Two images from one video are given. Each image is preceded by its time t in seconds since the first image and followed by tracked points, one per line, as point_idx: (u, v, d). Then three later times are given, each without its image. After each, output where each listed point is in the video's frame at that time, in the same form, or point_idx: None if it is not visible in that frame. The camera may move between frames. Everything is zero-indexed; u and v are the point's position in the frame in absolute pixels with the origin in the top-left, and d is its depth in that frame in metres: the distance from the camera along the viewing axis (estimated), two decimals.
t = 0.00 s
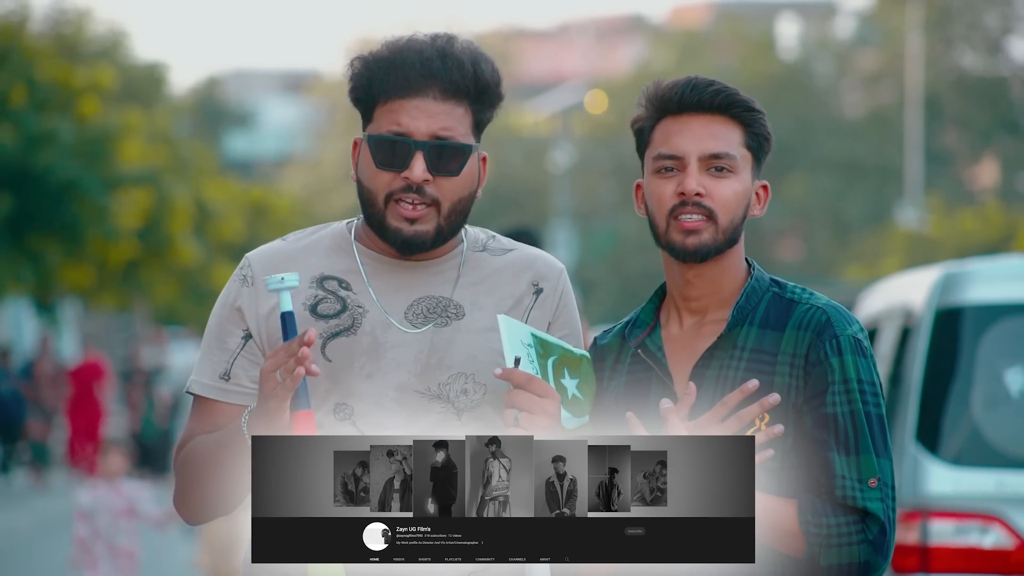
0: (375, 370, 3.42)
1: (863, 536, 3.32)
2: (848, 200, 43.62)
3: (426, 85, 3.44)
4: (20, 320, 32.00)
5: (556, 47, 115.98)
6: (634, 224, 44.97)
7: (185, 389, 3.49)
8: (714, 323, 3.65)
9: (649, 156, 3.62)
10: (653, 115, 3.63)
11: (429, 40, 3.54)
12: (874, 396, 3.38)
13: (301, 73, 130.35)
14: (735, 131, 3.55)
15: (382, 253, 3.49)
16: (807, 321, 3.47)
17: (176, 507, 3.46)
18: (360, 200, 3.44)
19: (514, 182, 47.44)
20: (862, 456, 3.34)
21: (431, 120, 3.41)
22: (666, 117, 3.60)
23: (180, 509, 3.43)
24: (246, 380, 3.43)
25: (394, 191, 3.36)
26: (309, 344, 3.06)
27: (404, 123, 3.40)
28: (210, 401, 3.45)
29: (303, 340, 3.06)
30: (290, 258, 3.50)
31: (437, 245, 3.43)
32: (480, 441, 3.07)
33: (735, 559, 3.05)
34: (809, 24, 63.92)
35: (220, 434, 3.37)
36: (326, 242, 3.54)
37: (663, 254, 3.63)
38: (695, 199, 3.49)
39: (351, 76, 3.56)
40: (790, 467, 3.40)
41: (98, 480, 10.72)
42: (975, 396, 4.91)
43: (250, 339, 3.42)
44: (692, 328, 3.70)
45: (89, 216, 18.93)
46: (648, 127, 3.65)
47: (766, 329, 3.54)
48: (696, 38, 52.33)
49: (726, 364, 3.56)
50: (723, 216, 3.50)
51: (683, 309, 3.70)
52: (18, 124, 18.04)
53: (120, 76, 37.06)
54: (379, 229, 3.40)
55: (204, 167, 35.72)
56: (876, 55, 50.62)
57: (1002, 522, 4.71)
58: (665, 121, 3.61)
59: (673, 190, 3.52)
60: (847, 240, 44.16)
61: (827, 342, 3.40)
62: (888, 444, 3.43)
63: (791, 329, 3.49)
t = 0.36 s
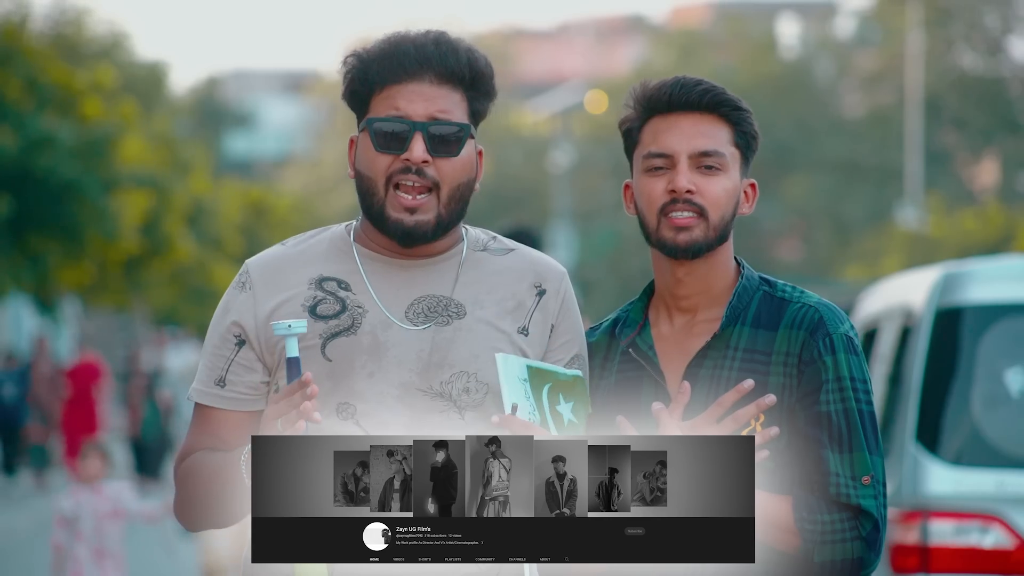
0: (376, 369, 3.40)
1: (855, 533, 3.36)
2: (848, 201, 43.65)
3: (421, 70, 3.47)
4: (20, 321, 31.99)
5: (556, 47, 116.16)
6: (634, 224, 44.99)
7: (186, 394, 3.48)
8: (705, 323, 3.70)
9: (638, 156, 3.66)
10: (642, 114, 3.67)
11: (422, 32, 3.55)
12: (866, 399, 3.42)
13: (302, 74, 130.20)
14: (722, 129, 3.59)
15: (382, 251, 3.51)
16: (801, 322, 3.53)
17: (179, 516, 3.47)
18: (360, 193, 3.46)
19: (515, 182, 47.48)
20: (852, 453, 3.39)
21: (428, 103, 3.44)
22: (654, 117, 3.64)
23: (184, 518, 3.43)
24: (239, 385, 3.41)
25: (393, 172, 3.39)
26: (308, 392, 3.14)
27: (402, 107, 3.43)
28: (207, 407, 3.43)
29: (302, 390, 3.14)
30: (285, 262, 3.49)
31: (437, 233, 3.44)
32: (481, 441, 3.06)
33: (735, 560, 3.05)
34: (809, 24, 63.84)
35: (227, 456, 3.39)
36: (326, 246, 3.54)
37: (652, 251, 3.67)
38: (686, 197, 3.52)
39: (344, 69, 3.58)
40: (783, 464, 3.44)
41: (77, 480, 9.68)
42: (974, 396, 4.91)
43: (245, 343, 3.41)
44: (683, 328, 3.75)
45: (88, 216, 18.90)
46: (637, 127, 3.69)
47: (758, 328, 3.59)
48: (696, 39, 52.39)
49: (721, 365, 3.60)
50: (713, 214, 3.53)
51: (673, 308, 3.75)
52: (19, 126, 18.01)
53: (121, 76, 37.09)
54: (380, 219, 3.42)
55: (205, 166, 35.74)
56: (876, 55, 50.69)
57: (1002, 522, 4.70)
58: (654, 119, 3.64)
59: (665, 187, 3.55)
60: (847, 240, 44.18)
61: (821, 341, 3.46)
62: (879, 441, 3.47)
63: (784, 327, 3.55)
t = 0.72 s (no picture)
0: (373, 364, 3.39)
1: (871, 522, 3.34)
2: (848, 200, 43.68)
3: (385, 63, 3.51)
4: (20, 321, 31.99)
5: (558, 48, 116.43)
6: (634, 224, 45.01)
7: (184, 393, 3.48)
8: (709, 320, 3.74)
9: (631, 162, 3.68)
10: (630, 122, 3.71)
11: (381, 31, 3.56)
12: (863, 396, 3.41)
13: (302, 74, 130.01)
14: (712, 128, 3.62)
15: (375, 249, 3.54)
16: (806, 316, 3.56)
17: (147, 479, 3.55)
18: (347, 194, 3.45)
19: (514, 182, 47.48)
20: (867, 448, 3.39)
21: (399, 89, 3.45)
22: (643, 124, 3.68)
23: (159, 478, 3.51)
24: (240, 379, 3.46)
25: (376, 163, 3.37)
26: (267, 218, 3.13)
27: (373, 96, 3.45)
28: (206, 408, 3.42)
29: (261, 215, 3.12)
30: (291, 263, 3.53)
31: (424, 220, 3.45)
32: (481, 440, 3.07)
33: (736, 560, 3.04)
34: (809, 25, 63.87)
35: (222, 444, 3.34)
36: (323, 245, 3.59)
37: (655, 256, 3.70)
38: (684, 201, 3.54)
39: (314, 82, 3.62)
40: (788, 462, 3.42)
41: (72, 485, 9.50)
42: (975, 396, 4.91)
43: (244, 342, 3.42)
44: (688, 326, 3.79)
45: (88, 217, 18.92)
46: (628, 133, 3.73)
47: (761, 323, 3.63)
48: (696, 39, 52.45)
49: (726, 360, 3.63)
50: (713, 216, 3.56)
51: (678, 308, 3.80)
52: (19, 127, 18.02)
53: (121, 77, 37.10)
54: (368, 212, 3.41)
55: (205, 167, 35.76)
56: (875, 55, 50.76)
57: (1002, 522, 4.71)
58: (642, 127, 3.68)
59: (661, 194, 3.57)
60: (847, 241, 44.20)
61: (828, 338, 3.48)
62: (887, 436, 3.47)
63: (789, 324, 3.58)
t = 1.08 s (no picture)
0: (368, 379, 3.35)
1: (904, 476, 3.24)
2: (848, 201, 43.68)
3: (380, 87, 3.36)
4: (20, 323, 32.00)
5: (557, 47, 116.59)
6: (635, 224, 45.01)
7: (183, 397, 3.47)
8: (720, 320, 3.60)
9: (638, 171, 3.56)
10: (636, 125, 3.60)
11: (377, 41, 3.46)
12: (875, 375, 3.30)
13: (301, 73, 130.05)
14: (719, 134, 3.52)
15: (368, 260, 3.48)
16: (820, 317, 3.43)
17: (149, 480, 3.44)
18: (340, 210, 3.36)
19: (514, 182, 47.50)
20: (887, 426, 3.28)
21: (394, 117, 3.32)
22: (650, 128, 3.56)
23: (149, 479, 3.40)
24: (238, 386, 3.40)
25: (368, 194, 3.27)
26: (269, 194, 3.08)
27: (368, 125, 3.31)
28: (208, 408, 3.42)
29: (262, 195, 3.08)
30: (287, 269, 3.51)
31: (419, 246, 3.34)
32: (480, 441, 3.07)
33: (735, 559, 3.04)
34: (809, 24, 63.96)
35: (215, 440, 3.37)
36: (314, 251, 3.54)
37: (663, 262, 3.58)
38: (691, 214, 3.43)
39: (310, 91, 3.48)
40: (796, 460, 3.38)
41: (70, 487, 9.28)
42: (974, 397, 4.90)
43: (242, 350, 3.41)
44: (698, 326, 3.64)
45: (87, 216, 18.92)
46: (634, 136, 3.62)
47: (776, 322, 3.51)
48: (696, 39, 52.49)
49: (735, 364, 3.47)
50: (721, 225, 3.44)
51: (688, 308, 3.64)
52: (15, 123, 17.99)
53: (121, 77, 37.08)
54: (362, 239, 3.31)
55: (205, 166, 35.75)
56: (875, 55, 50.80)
57: (1003, 522, 4.69)
58: (650, 133, 3.57)
59: (669, 206, 3.45)
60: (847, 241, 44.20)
61: (846, 330, 3.36)
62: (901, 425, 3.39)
63: (804, 321, 3.46)
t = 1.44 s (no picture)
0: (379, 371, 3.39)
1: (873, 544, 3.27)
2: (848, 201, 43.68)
3: (416, 64, 3.48)
4: (20, 324, 31.99)
5: (558, 46, 116.67)
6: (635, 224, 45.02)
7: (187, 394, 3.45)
8: (732, 321, 3.58)
9: (658, 157, 3.57)
10: (659, 117, 3.59)
11: (417, 29, 3.55)
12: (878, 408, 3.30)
13: (302, 73, 129.98)
14: (741, 127, 3.52)
15: (387, 254, 3.49)
16: (829, 326, 3.41)
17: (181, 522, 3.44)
18: (360, 188, 3.46)
19: (515, 182, 47.51)
20: (882, 464, 3.30)
21: (426, 94, 3.45)
22: (671, 119, 3.56)
23: (184, 520, 3.41)
24: (241, 384, 3.39)
25: (394, 164, 3.38)
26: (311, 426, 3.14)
27: (400, 99, 3.44)
28: (211, 410, 3.40)
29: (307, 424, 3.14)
30: (285, 264, 3.48)
31: (435, 225, 3.43)
32: (480, 441, 3.06)
33: (734, 559, 3.05)
34: (810, 24, 63.97)
35: (225, 465, 3.35)
36: (324, 246, 3.53)
37: (676, 253, 3.58)
38: (708, 199, 3.46)
39: (341, 69, 3.58)
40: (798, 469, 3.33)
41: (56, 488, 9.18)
42: (974, 396, 4.90)
43: (247, 344, 3.40)
44: (709, 325, 3.61)
45: (88, 216, 18.91)
46: (655, 129, 3.61)
47: (786, 329, 3.47)
48: (697, 39, 52.50)
49: (746, 366, 3.46)
50: (736, 214, 3.47)
51: (699, 307, 3.62)
52: (12, 122, 18.01)
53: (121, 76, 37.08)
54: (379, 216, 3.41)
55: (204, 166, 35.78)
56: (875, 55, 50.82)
57: (1002, 522, 4.71)
58: (671, 122, 3.57)
59: (686, 190, 3.48)
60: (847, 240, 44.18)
61: (847, 351, 3.35)
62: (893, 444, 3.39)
63: (810, 330, 3.43)
